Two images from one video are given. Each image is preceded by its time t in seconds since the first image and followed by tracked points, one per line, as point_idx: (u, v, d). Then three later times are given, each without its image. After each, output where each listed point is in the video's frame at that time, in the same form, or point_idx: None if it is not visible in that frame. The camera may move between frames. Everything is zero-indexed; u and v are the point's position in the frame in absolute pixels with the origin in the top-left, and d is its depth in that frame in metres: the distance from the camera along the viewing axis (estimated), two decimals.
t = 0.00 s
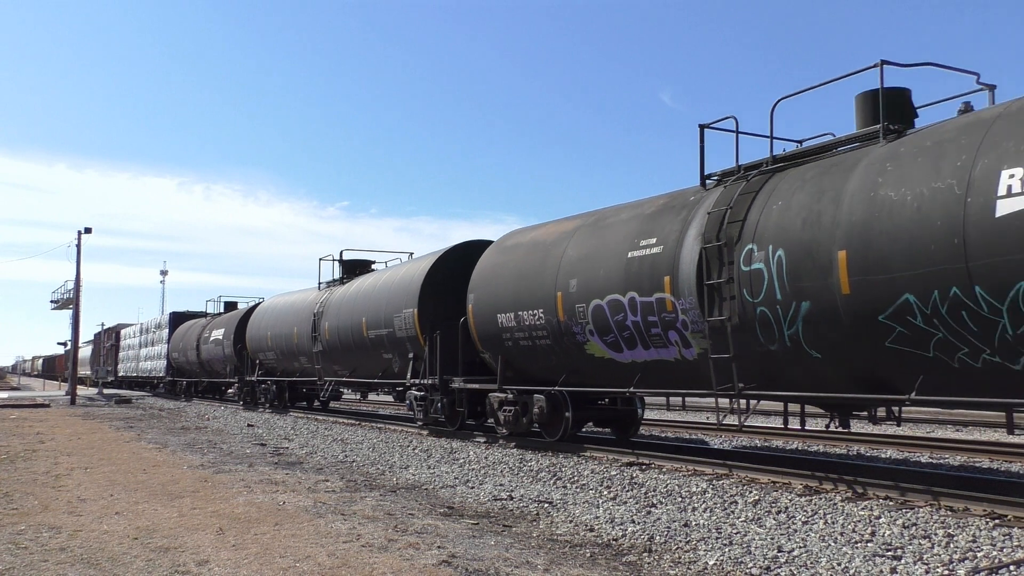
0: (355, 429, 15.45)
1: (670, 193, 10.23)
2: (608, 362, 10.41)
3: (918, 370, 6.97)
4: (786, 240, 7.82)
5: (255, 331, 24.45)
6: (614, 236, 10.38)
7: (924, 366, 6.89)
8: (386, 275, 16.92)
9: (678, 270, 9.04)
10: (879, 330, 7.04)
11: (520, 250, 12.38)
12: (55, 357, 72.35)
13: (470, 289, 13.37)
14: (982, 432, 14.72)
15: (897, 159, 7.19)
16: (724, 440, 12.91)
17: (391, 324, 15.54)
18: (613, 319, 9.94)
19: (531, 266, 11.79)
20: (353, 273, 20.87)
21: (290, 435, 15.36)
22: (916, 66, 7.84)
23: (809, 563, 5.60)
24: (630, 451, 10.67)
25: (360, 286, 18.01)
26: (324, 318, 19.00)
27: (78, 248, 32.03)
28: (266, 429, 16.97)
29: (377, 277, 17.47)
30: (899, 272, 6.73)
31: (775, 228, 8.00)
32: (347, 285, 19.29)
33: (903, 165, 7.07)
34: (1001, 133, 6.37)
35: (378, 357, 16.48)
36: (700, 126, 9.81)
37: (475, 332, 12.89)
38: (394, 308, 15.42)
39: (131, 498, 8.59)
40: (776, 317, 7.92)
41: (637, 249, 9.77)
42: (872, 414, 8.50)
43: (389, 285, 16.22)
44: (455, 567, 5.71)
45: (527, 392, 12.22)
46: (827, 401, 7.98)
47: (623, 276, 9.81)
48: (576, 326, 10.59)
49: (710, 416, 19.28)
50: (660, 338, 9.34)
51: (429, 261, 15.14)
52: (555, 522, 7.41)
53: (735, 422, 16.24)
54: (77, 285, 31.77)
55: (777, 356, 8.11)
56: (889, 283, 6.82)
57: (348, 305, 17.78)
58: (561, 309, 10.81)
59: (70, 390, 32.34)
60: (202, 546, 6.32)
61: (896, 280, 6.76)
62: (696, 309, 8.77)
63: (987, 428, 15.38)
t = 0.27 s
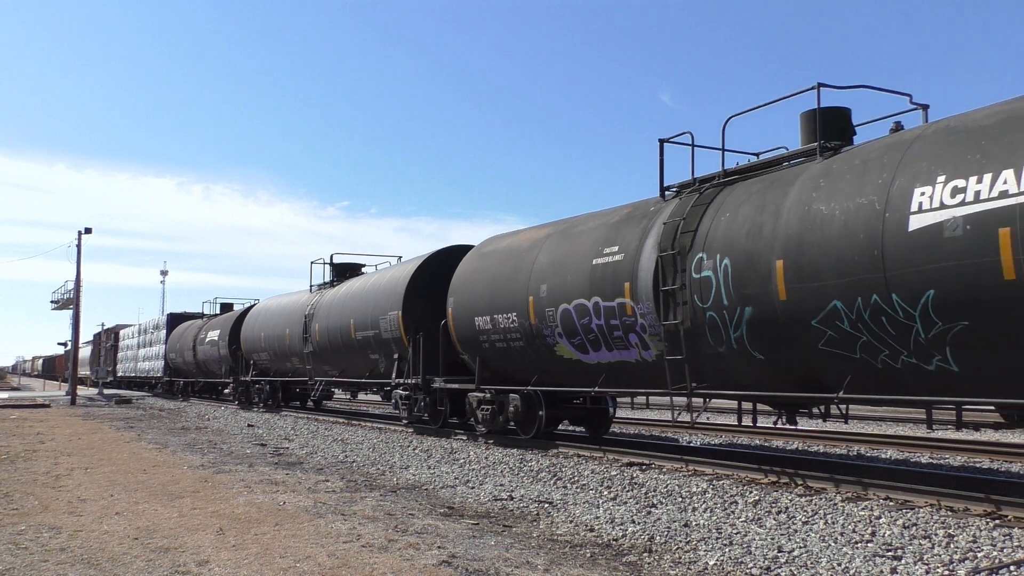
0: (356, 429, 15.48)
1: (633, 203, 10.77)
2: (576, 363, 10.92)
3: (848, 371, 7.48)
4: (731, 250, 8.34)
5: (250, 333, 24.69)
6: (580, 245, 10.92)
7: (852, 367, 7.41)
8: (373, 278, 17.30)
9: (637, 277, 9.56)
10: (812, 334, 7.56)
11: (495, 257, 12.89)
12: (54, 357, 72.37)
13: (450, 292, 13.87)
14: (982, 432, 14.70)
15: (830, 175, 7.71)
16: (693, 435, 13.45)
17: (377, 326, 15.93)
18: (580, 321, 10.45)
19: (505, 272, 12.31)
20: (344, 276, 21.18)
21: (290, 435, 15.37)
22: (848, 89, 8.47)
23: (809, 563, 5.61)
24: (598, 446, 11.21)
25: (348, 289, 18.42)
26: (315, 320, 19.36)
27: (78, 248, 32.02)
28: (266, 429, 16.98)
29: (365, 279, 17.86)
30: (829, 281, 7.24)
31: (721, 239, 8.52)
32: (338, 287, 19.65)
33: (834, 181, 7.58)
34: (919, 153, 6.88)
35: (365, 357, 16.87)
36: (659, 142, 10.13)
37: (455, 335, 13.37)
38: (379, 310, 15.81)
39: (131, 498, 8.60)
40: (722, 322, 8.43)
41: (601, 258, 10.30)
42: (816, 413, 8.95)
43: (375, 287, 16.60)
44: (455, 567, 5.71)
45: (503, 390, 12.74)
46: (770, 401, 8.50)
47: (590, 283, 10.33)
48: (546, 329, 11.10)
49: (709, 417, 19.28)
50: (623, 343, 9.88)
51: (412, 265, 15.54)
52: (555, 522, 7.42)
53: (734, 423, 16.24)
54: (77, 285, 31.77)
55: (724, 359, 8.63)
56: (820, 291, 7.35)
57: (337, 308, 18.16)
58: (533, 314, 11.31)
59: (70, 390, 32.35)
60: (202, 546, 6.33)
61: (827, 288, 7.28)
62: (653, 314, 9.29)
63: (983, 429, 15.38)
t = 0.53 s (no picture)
0: (356, 429, 15.47)
1: (601, 212, 11.42)
2: (547, 364, 11.52)
3: (790, 373, 8.03)
4: (684, 258, 8.90)
5: (245, 332, 24.89)
6: (551, 251, 11.52)
7: (792, 368, 7.95)
8: (363, 280, 17.83)
9: (603, 282, 10.13)
10: (754, 336, 8.11)
11: (475, 261, 13.49)
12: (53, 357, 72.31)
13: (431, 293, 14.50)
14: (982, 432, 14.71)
15: (772, 189, 8.25)
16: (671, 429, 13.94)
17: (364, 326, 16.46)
18: (550, 324, 11.03)
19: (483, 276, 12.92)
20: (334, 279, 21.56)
21: (290, 435, 15.37)
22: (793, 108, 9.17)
23: (809, 563, 5.60)
24: (573, 443, 11.78)
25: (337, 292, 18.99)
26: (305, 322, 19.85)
27: (79, 248, 32.03)
28: (267, 429, 16.97)
29: (354, 282, 18.39)
30: (769, 288, 7.80)
31: (676, 247, 9.09)
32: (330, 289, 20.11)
33: (775, 194, 8.12)
34: (848, 171, 7.42)
35: (353, 357, 17.36)
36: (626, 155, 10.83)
37: (437, 335, 13.96)
38: (366, 311, 16.37)
39: (132, 498, 8.59)
40: (677, 326, 8.98)
41: (569, 264, 10.92)
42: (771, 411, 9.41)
43: (364, 289, 17.14)
44: (456, 567, 5.71)
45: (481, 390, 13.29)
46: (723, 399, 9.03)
47: (559, 288, 10.95)
48: (519, 331, 11.71)
49: (708, 417, 19.27)
50: (588, 343, 10.45)
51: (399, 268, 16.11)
52: (555, 522, 7.42)
53: (733, 423, 16.25)
54: (77, 285, 31.76)
55: (680, 359, 9.17)
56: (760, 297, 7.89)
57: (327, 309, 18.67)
58: (507, 316, 11.93)
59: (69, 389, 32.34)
60: (202, 546, 6.33)
61: (767, 294, 7.83)
62: (617, 318, 9.85)
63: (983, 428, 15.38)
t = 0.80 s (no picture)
0: (356, 429, 15.47)
1: (570, 220, 12.02)
2: (520, 364, 12.18)
3: (735, 371, 8.75)
4: (643, 265, 9.55)
5: (239, 333, 25.00)
6: (524, 257, 12.14)
7: (738, 368, 8.65)
8: (351, 283, 18.22)
9: (570, 287, 10.75)
10: (705, 339, 8.78)
11: (455, 266, 14.11)
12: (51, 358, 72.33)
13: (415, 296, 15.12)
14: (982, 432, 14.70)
15: (721, 202, 8.90)
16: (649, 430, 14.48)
17: (352, 327, 16.83)
18: (522, 327, 11.69)
19: (461, 280, 13.55)
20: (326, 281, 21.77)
21: (290, 435, 15.38)
22: (744, 123, 9.86)
23: (809, 563, 5.60)
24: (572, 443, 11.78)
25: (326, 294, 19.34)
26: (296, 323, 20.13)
27: (79, 249, 32.03)
28: (266, 429, 16.98)
29: (342, 284, 18.76)
30: (717, 294, 8.44)
31: (636, 255, 9.74)
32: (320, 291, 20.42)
33: (724, 207, 8.77)
34: (787, 186, 8.08)
35: (342, 358, 17.73)
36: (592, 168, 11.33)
37: (420, 337, 14.56)
38: (355, 313, 16.77)
39: (132, 498, 8.59)
40: (637, 328, 9.63)
41: (539, 270, 11.53)
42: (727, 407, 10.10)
43: (352, 291, 17.52)
44: (455, 567, 5.71)
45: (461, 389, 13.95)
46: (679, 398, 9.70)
47: (530, 292, 11.56)
48: (495, 333, 12.35)
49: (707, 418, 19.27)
50: (557, 345, 11.11)
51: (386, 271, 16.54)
52: (555, 522, 7.42)
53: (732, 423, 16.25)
54: (77, 285, 31.78)
55: (639, 360, 9.83)
56: (708, 302, 8.56)
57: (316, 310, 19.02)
58: (484, 319, 12.55)
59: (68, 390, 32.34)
60: (202, 546, 6.33)
61: (716, 299, 8.46)
62: (584, 320, 10.49)
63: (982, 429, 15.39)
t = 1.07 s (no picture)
0: (356, 429, 15.44)
1: (544, 227, 12.54)
2: (496, 364, 12.63)
3: (691, 372, 9.30)
4: (605, 271, 10.14)
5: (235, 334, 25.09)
6: (499, 261, 12.66)
7: (690, 368, 9.26)
8: (341, 285, 18.54)
9: (540, 291, 11.31)
10: (661, 341, 9.36)
11: (436, 269, 14.59)
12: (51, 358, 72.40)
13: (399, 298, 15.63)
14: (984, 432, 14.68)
15: (678, 212, 9.47)
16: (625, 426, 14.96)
17: (341, 329, 17.13)
18: (498, 328, 12.16)
19: (441, 283, 14.05)
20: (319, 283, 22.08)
21: (290, 435, 15.36)
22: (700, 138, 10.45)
23: (809, 563, 5.60)
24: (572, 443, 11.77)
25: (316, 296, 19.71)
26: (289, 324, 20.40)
27: (79, 249, 32.01)
28: (266, 429, 16.96)
29: (332, 287, 19.08)
30: (672, 300, 9.00)
31: (601, 261, 10.32)
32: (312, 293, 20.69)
33: (680, 218, 9.34)
34: (736, 199, 8.66)
35: (332, 358, 17.99)
36: (563, 177, 12.13)
37: (402, 337, 14.98)
38: (343, 315, 17.11)
39: (132, 498, 8.58)
40: (601, 331, 10.18)
41: (513, 275, 12.04)
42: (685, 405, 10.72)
43: (341, 294, 17.84)
44: (456, 567, 5.70)
45: (442, 389, 14.34)
46: (638, 397, 10.30)
47: (504, 296, 12.06)
48: (473, 334, 12.82)
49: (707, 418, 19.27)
50: (530, 346, 11.61)
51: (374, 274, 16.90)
52: (555, 522, 7.41)
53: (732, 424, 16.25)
54: (77, 285, 31.76)
55: (601, 360, 10.43)
56: (662, 307, 9.16)
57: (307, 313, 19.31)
58: (462, 322, 13.03)
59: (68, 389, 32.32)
60: (202, 546, 6.32)
61: (671, 305, 9.02)
62: (552, 323, 11.05)
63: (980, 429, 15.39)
